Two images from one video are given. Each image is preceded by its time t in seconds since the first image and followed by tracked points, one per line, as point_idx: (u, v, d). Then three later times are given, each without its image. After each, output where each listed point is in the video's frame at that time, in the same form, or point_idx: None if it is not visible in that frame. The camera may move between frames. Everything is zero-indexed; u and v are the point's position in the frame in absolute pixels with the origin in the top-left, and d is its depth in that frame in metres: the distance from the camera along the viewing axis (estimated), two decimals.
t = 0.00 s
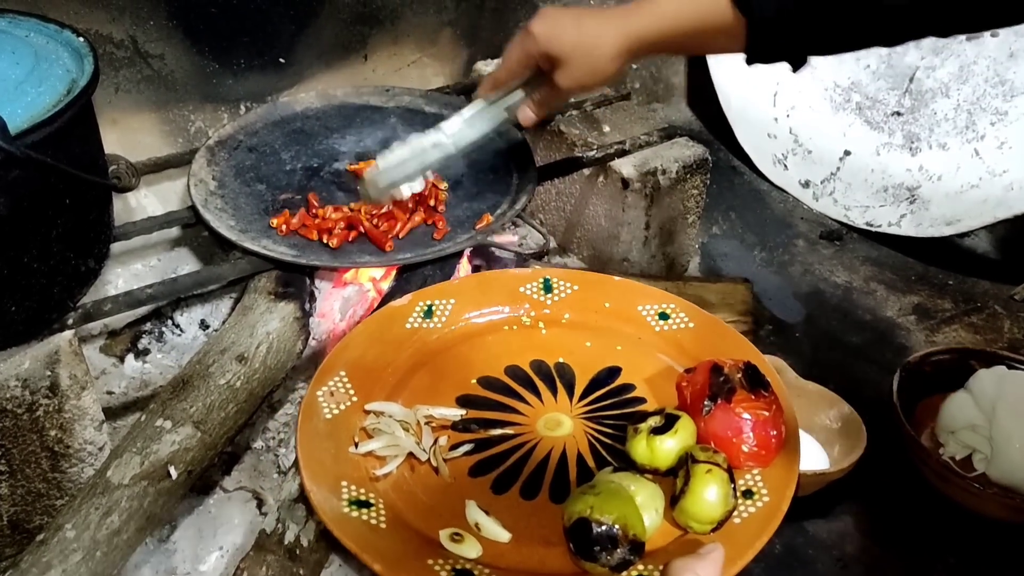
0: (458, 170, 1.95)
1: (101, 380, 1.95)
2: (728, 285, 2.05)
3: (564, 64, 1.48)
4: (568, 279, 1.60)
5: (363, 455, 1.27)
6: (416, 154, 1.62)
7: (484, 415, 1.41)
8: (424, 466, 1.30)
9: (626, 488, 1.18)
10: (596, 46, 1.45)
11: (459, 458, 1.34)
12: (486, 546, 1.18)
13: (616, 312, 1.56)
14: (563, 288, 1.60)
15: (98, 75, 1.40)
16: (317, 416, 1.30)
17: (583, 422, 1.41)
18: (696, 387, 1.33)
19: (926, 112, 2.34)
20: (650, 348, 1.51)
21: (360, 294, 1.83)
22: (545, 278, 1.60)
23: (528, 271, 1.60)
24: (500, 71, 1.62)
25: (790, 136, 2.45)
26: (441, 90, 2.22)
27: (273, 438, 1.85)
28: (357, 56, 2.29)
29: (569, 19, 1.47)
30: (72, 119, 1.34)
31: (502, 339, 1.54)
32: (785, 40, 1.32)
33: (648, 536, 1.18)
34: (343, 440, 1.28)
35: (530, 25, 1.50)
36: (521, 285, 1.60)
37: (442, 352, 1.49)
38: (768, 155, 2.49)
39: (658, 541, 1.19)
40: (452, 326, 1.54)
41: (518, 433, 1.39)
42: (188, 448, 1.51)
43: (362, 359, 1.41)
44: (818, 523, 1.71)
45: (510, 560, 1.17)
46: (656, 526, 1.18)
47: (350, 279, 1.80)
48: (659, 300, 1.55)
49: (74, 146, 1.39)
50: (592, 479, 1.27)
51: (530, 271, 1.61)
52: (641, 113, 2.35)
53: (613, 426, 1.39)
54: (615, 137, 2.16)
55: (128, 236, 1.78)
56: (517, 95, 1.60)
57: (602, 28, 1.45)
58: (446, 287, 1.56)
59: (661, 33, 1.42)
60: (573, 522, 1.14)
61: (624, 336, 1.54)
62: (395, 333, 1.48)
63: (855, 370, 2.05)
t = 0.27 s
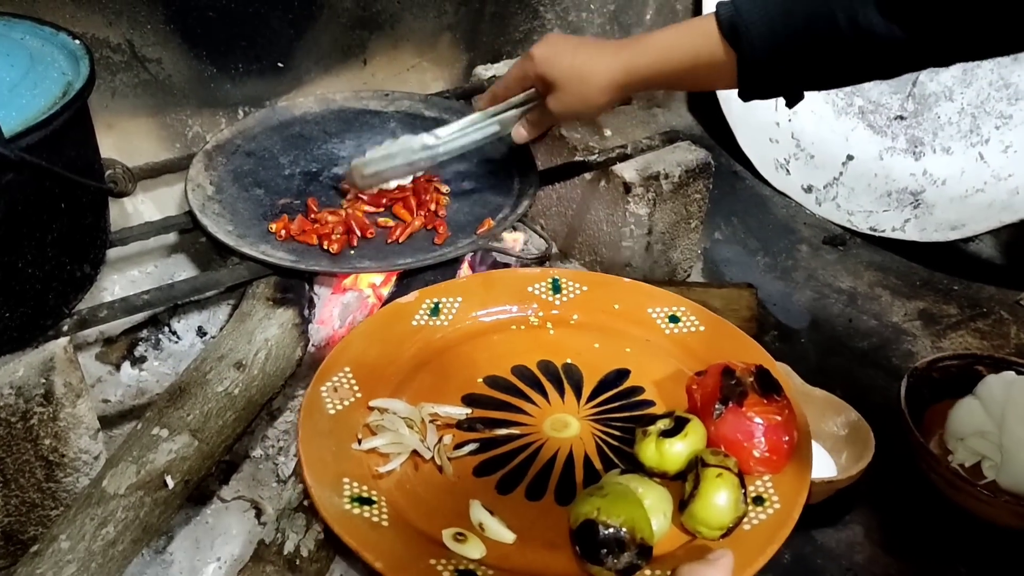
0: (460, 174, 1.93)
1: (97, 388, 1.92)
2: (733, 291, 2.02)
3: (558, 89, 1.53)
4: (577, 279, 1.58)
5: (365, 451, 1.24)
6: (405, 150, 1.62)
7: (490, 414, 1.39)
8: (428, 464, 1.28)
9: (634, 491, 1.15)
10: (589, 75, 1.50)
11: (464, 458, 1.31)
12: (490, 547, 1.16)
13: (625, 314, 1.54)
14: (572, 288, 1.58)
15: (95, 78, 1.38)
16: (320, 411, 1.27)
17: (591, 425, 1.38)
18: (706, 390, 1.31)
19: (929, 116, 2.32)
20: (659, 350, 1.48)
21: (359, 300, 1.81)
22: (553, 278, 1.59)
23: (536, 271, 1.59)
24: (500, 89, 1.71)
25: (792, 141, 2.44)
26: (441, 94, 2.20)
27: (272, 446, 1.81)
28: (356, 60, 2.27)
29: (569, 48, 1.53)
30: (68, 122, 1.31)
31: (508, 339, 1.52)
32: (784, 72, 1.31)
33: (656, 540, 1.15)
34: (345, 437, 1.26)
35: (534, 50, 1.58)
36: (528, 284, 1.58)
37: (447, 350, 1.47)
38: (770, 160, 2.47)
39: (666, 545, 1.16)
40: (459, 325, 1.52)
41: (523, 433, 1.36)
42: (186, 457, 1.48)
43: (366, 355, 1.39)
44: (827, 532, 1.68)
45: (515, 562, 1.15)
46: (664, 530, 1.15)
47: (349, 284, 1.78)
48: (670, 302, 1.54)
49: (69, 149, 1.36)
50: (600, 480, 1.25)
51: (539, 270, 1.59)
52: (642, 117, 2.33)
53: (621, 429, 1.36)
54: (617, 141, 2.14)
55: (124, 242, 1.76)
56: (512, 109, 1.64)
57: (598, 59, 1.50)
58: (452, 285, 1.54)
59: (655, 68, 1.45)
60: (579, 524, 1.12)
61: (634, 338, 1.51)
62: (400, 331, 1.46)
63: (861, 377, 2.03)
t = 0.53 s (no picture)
0: (460, 179, 1.90)
1: (90, 397, 1.89)
2: (738, 296, 1.99)
3: (568, 79, 1.54)
4: (584, 285, 1.54)
5: (369, 463, 1.22)
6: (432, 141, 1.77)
7: (495, 423, 1.35)
8: (432, 475, 1.25)
9: (640, 502, 1.12)
10: (596, 65, 1.49)
11: (469, 468, 1.28)
12: (494, 560, 1.12)
13: (633, 320, 1.51)
14: (578, 293, 1.54)
15: (88, 79, 1.35)
16: (323, 421, 1.25)
17: (597, 433, 1.34)
18: (714, 397, 1.28)
19: (934, 120, 2.30)
20: (667, 356, 1.45)
21: (358, 307, 1.77)
22: (559, 283, 1.55)
23: (542, 276, 1.55)
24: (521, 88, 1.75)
25: (794, 145, 2.42)
26: (441, 98, 2.17)
27: (269, 455, 1.78)
28: (354, 64, 2.24)
29: (579, 40, 1.53)
30: (60, 123, 1.28)
31: (514, 347, 1.49)
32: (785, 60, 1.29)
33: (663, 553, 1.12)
34: (348, 447, 1.23)
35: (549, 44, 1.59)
36: (534, 290, 1.55)
37: (452, 359, 1.44)
38: (773, 165, 2.46)
39: (672, 558, 1.13)
40: (464, 332, 1.49)
41: (528, 444, 1.33)
42: (180, 467, 1.44)
43: (370, 363, 1.37)
44: (834, 542, 1.64)
45: None
46: (671, 542, 1.12)
47: (347, 292, 1.74)
48: (677, 306, 1.50)
49: (63, 151, 1.33)
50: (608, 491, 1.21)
51: (545, 276, 1.56)
52: (644, 121, 2.30)
53: (627, 438, 1.33)
54: (619, 145, 2.11)
55: (118, 247, 1.73)
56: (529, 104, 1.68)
57: (607, 47, 1.49)
58: (458, 292, 1.51)
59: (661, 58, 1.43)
60: (585, 538, 1.08)
61: (642, 345, 1.48)
62: (405, 337, 1.43)
63: (868, 384, 1.99)
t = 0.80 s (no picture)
0: (458, 182, 1.87)
1: (82, 404, 1.86)
2: (738, 301, 1.94)
3: (601, 69, 1.42)
4: (584, 294, 1.52)
5: (360, 466, 1.18)
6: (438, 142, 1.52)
7: (492, 429, 1.32)
8: (425, 481, 1.21)
9: (638, 510, 1.09)
10: (632, 53, 1.40)
11: (463, 475, 1.24)
12: (487, 567, 1.09)
13: (633, 330, 1.47)
14: (578, 303, 1.51)
15: (78, 78, 1.31)
16: (315, 424, 1.22)
17: (595, 442, 1.31)
18: (716, 407, 1.25)
19: (937, 123, 2.27)
20: (667, 368, 1.42)
21: (354, 312, 1.75)
22: (559, 292, 1.52)
23: (541, 285, 1.52)
24: (534, 78, 1.56)
25: (796, 148, 2.38)
26: (438, 101, 2.15)
27: (263, 463, 1.75)
28: (351, 67, 2.22)
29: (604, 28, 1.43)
30: (49, 123, 1.24)
31: (514, 356, 1.45)
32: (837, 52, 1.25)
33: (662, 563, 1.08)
34: (341, 450, 1.20)
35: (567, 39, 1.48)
36: (534, 298, 1.52)
37: (448, 366, 1.41)
38: (774, 168, 2.42)
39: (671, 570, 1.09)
40: (461, 339, 1.45)
41: (525, 451, 1.29)
42: (172, 475, 1.40)
43: (365, 366, 1.33)
44: (839, 552, 1.61)
45: None
46: (671, 552, 1.09)
47: (344, 296, 1.73)
48: (679, 318, 1.46)
49: (52, 153, 1.28)
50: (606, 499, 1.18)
51: (545, 284, 1.53)
52: (644, 125, 2.28)
53: (627, 447, 1.30)
54: (619, 148, 2.08)
55: (110, 251, 1.70)
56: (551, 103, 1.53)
57: (640, 34, 1.40)
58: (456, 298, 1.48)
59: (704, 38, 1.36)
60: (581, 545, 1.06)
61: (643, 355, 1.44)
62: (400, 343, 1.40)
63: (873, 389, 1.96)
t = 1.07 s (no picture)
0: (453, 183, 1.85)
1: (71, 409, 1.83)
2: (738, 304, 1.92)
3: (617, 102, 1.42)
4: (574, 296, 1.49)
5: (343, 476, 1.16)
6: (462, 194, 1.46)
7: (478, 436, 1.30)
8: (410, 489, 1.19)
9: (631, 518, 1.07)
10: (647, 84, 1.38)
11: (449, 483, 1.22)
12: None
13: (624, 332, 1.45)
14: (567, 305, 1.49)
15: (66, 76, 1.28)
16: (297, 432, 1.19)
17: (585, 447, 1.29)
18: (710, 411, 1.22)
19: (937, 124, 2.26)
20: (658, 371, 1.40)
21: (348, 315, 1.73)
22: (548, 294, 1.49)
23: (530, 287, 1.50)
24: (542, 106, 1.53)
25: (794, 151, 2.36)
26: (434, 103, 2.13)
27: (255, 468, 1.72)
28: (346, 68, 2.20)
29: (619, 56, 1.39)
30: (38, 121, 1.22)
31: (499, 358, 1.43)
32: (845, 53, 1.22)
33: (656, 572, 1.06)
34: (324, 459, 1.17)
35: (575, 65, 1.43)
36: (521, 301, 1.49)
37: (435, 371, 1.38)
38: (772, 172, 2.41)
39: None
40: (448, 342, 1.43)
41: (513, 458, 1.27)
42: (161, 480, 1.37)
43: (349, 371, 1.31)
44: (840, 557, 1.58)
45: None
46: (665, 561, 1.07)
47: (338, 300, 1.70)
48: (670, 320, 1.45)
49: (40, 152, 1.26)
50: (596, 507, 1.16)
51: (533, 286, 1.50)
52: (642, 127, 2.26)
53: (617, 452, 1.28)
54: (616, 150, 2.07)
55: (100, 253, 1.67)
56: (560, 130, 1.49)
57: (653, 63, 1.37)
58: (443, 301, 1.46)
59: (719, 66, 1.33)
60: (573, 555, 1.03)
61: (633, 358, 1.42)
62: (384, 349, 1.37)
63: (872, 393, 1.94)
